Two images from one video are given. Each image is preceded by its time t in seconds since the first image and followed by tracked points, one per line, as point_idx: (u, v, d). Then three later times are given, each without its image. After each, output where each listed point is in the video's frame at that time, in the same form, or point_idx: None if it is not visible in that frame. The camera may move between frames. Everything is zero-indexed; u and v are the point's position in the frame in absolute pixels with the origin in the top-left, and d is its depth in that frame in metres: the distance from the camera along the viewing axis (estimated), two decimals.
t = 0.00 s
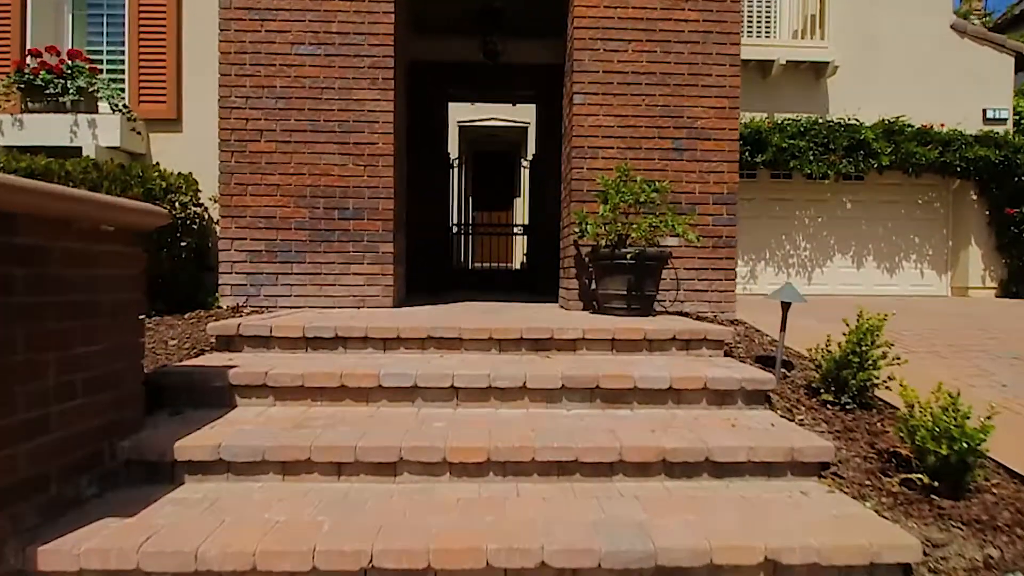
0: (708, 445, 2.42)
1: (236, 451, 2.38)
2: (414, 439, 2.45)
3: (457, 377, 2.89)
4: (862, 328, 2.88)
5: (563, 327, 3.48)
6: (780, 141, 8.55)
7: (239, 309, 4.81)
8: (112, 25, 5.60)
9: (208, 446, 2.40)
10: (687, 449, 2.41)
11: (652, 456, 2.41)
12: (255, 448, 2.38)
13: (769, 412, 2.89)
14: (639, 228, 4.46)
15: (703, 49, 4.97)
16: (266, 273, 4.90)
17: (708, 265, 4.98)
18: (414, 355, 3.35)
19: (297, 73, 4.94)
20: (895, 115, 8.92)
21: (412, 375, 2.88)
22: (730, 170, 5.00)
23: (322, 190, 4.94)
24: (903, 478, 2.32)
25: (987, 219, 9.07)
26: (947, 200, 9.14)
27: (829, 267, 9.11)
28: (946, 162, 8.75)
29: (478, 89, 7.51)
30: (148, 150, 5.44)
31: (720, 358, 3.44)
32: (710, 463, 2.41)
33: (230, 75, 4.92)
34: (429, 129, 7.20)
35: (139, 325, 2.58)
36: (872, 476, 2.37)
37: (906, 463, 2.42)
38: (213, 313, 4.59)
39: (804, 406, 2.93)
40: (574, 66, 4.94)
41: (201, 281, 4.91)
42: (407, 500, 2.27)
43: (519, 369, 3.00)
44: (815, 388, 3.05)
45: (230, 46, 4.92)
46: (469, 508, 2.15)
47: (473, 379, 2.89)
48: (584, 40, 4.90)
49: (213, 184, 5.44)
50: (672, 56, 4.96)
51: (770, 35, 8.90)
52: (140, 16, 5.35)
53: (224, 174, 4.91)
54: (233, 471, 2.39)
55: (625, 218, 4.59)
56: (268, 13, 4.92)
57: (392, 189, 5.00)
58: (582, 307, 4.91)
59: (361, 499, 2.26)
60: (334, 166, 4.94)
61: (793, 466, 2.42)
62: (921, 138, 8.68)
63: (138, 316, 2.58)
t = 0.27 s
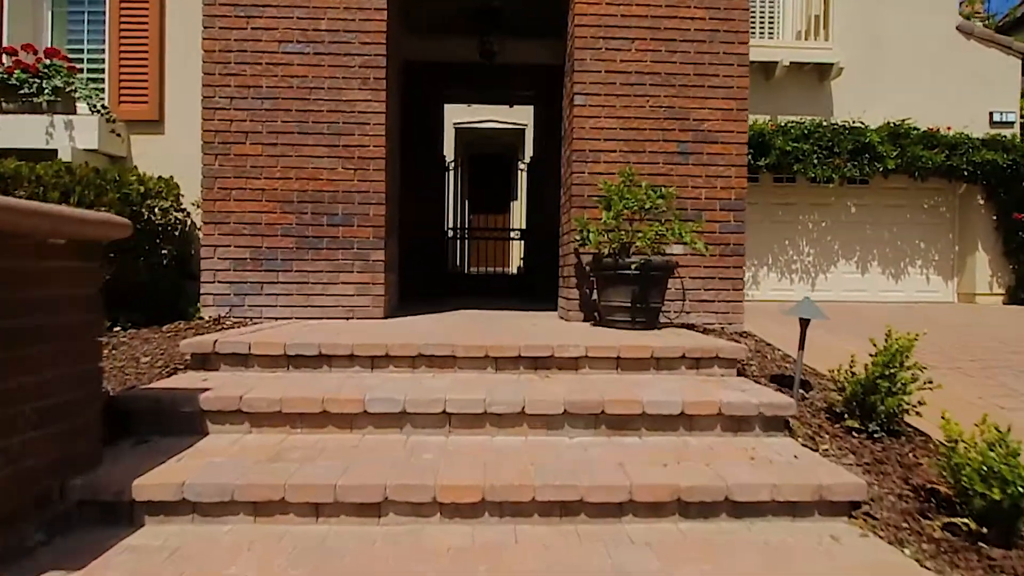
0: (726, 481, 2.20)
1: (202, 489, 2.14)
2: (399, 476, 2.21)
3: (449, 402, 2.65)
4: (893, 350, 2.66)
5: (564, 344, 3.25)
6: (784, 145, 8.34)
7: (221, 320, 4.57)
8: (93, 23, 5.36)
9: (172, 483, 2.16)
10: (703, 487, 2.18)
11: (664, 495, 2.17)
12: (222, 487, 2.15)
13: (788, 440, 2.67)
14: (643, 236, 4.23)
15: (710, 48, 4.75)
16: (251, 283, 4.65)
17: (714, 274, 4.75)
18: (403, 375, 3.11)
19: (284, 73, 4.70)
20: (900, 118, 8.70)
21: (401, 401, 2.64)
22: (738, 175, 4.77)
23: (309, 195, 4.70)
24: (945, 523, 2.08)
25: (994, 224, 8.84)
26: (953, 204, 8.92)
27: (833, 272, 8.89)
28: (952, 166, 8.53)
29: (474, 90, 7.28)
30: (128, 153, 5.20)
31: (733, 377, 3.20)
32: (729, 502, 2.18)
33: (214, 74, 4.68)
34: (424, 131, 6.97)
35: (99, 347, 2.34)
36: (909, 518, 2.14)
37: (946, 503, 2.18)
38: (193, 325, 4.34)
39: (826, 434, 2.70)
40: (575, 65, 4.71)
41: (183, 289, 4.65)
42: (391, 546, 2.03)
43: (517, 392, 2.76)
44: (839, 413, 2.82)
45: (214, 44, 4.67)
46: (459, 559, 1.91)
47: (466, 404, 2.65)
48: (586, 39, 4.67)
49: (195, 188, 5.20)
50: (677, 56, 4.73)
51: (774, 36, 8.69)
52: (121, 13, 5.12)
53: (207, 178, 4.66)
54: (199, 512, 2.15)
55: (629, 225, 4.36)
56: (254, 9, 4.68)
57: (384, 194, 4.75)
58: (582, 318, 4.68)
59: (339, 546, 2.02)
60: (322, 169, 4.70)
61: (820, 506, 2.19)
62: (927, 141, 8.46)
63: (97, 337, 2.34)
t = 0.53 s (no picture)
0: (745, 525, 1.97)
1: (160, 534, 1.91)
2: (383, 519, 1.98)
3: (439, 429, 2.42)
4: (924, 375, 2.48)
5: (564, 361, 3.02)
6: (787, 147, 8.14)
7: (201, 330, 4.32)
8: (71, 18, 5.11)
9: (127, 527, 1.93)
10: (721, 530, 1.95)
11: (678, 539, 1.95)
12: (182, 533, 1.91)
13: (809, 470, 2.45)
14: (648, 244, 4.01)
15: (717, 47, 4.53)
16: (233, 291, 4.41)
17: (720, 283, 4.53)
18: (391, 396, 2.88)
19: (269, 71, 4.47)
20: (905, 120, 8.50)
21: (387, 428, 2.41)
22: (745, 179, 4.56)
23: (296, 199, 4.46)
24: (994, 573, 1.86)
25: (1000, 229, 8.64)
26: (958, 209, 8.72)
27: (836, 277, 8.68)
28: (958, 169, 8.32)
29: (471, 90, 7.05)
30: (105, 154, 4.95)
31: (746, 399, 2.98)
32: (749, 547, 1.96)
33: (196, 72, 4.44)
34: (418, 132, 6.74)
35: (47, 374, 2.10)
36: (952, 567, 1.92)
37: (992, 548, 1.97)
38: (170, 336, 4.10)
39: (851, 464, 2.49)
40: (575, 64, 4.49)
41: (161, 298, 4.44)
42: None
43: (513, 418, 2.54)
44: (864, 440, 2.61)
45: (195, 41, 4.43)
46: None
47: (458, 431, 2.42)
48: (587, 36, 4.45)
49: (174, 192, 4.96)
50: (682, 54, 4.51)
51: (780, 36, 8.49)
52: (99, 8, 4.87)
53: (187, 181, 4.42)
54: (157, 559, 1.92)
55: (632, 232, 4.13)
56: (238, 4, 4.45)
57: (374, 198, 4.52)
58: (582, 328, 4.46)
59: None
60: (309, 172, 4.47)
61: (851, 551, 1.97)
62: (933, 144, 8.26)
63: (46, 363, 2.10)
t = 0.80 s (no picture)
0: None
1: None
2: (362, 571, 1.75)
3: (427, 462, 2.19)
4: (961, 401, 2.27)
5: (564, 381, 2.79)
6: (790, 148, 7.93)
7: (178, 341, 4.09)
8: (48, 12, 4.80)
9: None
10: None
11: None
12: None
13: (835, 505, 2.24)
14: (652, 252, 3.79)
15: (724, 44, 4.31)
16: (213, 299, 4.18)
17: (727, 291, 4.31)
18: (377, 421, 2.65)
19: (252, 67, 4.23)
20: (910, 121, 8.30)
21: (369, 461, 2.18)
22: (753, 183, 4.34)
23: (280, 203, 4.23)
24: None
25: (1006, 232, 8.42)
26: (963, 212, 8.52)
27: (839, 281, 8.47)
28: (965, 171, 8.12)
29: (468, 90, 6.82)
30: (81, 155, 4.71)
31: (761, 422, 2.76)
32: None
33: (175, 68, 4.20)
34: (412, 132, 6.51)
35: None
36: None
37: None
38: (145, 348, 3.86)
39: (879, 499, 2.27)
40: (576, 61, 4.26)
41: (135, 306, 4.24)
42: None
43: (508, 447, 2.31)
44: (892, 471, 2.39)
45: (174, 35, 4.19)
46: None
47: (448, 465, 2.19)
48: (588, 32, 4.23)
49: (153, 195, 4.72)
50: (687, 52, 4.29)
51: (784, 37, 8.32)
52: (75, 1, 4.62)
53: (165, 184, 4.18)
54: None
55: (636, 238, 3.91)
56: None
57: (363, 201, 4.29)
58: (582, 339, 4.23)
59: None
60: (295, 174, 4.23)
61: None
62: (940, 145, 8.06)
63: None
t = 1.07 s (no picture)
0: None
1: None
2: None
3: (414, 500, 1.96)
4: (1007, 431, 2.06)
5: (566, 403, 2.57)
6: (794, 149, 7.73)
7: (156, 352, 3.85)
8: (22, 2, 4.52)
9: None
10: None
11: None
12: None
13: (866, 545, 2.02)
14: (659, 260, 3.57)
15: (732, 40, 4.09)
16: (193, 307, 3.94)
17: (735, 300, 4.09)
18: (361, 447, 2.42)
19: (235, 62, 3.99)
20: (916, 121, 8.10)
21: (348, 499, 1.96)
22: (763, 186, 4.12)
23: (264, 205, 3.99)
24: None
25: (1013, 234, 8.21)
26: (969, 213, 8.31)
27: (844, 284, 8.27)
28: (972, 173, 7.91)
29: (465, 88, 6.59)
30: (54, 154, 4.47)
31: (780, 448, 2.54)
32: None
33: (152, 63, 3.96)
34: (406, 131, 6.27)
35: None
36: None
37: None
38: (118, 360, 3.62)
39: (915, 538, 2.05)
40: (577, 57, 4.03)
41: (109, 315, 4.00)
42: None
43: (505, 482, 2.08)
44: (927, 506, 2.17)
45: (152, 28, 3.95)
46: None
47: (437, 503, 1.96)
48: (590, 25, 4.00)
49: (130, 196, 4.47)
50: (694, 47, 4.07)
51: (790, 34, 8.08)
52: None
53: (142, 185, 3.94)
54: None
55: (640, 245, 3.69)
56: None
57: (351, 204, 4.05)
58: (583, 350, 4.01)
59: None
60: (280, 175, 4.00)
61: None
62: (948, 146, 7.86)
63: None
